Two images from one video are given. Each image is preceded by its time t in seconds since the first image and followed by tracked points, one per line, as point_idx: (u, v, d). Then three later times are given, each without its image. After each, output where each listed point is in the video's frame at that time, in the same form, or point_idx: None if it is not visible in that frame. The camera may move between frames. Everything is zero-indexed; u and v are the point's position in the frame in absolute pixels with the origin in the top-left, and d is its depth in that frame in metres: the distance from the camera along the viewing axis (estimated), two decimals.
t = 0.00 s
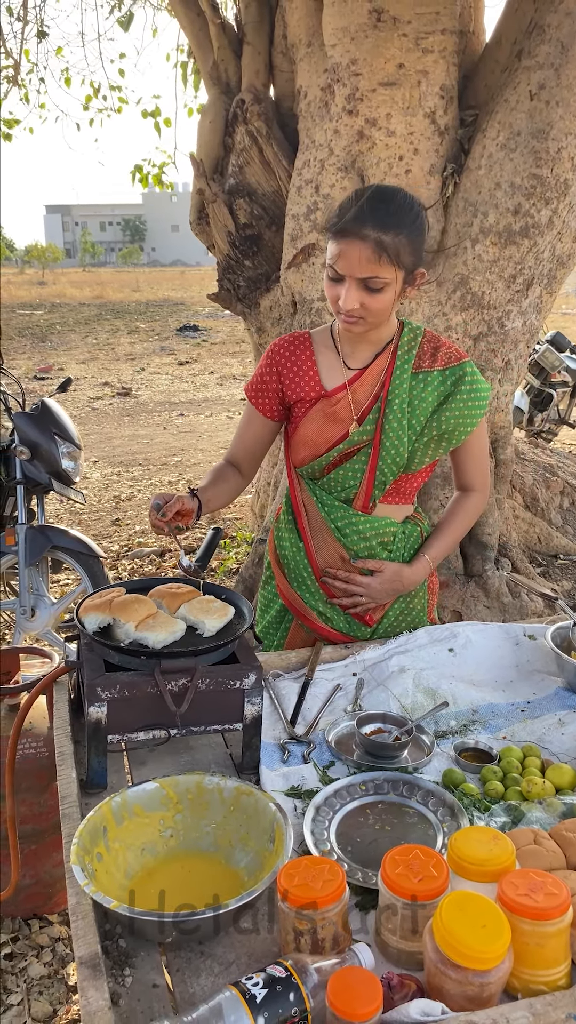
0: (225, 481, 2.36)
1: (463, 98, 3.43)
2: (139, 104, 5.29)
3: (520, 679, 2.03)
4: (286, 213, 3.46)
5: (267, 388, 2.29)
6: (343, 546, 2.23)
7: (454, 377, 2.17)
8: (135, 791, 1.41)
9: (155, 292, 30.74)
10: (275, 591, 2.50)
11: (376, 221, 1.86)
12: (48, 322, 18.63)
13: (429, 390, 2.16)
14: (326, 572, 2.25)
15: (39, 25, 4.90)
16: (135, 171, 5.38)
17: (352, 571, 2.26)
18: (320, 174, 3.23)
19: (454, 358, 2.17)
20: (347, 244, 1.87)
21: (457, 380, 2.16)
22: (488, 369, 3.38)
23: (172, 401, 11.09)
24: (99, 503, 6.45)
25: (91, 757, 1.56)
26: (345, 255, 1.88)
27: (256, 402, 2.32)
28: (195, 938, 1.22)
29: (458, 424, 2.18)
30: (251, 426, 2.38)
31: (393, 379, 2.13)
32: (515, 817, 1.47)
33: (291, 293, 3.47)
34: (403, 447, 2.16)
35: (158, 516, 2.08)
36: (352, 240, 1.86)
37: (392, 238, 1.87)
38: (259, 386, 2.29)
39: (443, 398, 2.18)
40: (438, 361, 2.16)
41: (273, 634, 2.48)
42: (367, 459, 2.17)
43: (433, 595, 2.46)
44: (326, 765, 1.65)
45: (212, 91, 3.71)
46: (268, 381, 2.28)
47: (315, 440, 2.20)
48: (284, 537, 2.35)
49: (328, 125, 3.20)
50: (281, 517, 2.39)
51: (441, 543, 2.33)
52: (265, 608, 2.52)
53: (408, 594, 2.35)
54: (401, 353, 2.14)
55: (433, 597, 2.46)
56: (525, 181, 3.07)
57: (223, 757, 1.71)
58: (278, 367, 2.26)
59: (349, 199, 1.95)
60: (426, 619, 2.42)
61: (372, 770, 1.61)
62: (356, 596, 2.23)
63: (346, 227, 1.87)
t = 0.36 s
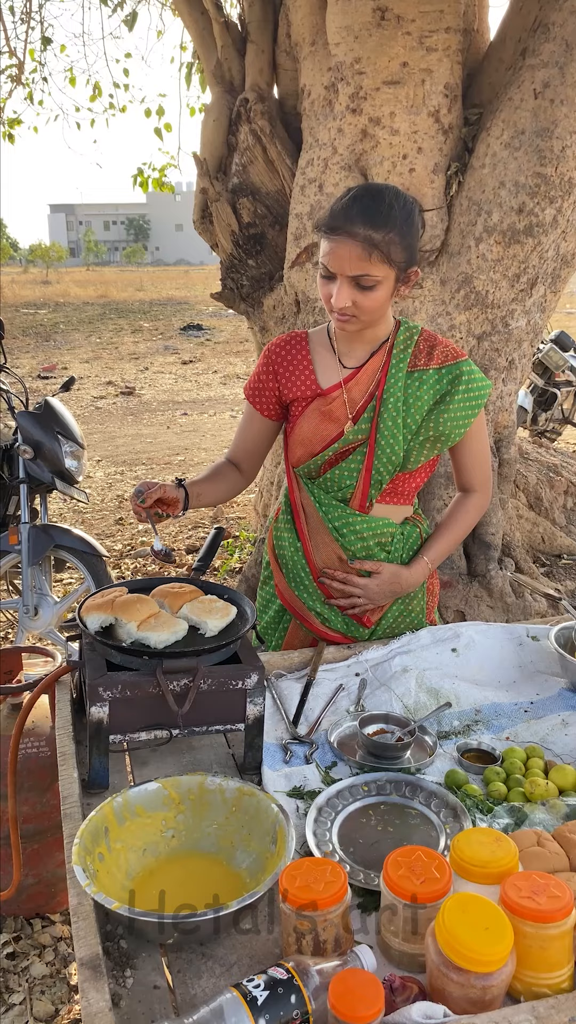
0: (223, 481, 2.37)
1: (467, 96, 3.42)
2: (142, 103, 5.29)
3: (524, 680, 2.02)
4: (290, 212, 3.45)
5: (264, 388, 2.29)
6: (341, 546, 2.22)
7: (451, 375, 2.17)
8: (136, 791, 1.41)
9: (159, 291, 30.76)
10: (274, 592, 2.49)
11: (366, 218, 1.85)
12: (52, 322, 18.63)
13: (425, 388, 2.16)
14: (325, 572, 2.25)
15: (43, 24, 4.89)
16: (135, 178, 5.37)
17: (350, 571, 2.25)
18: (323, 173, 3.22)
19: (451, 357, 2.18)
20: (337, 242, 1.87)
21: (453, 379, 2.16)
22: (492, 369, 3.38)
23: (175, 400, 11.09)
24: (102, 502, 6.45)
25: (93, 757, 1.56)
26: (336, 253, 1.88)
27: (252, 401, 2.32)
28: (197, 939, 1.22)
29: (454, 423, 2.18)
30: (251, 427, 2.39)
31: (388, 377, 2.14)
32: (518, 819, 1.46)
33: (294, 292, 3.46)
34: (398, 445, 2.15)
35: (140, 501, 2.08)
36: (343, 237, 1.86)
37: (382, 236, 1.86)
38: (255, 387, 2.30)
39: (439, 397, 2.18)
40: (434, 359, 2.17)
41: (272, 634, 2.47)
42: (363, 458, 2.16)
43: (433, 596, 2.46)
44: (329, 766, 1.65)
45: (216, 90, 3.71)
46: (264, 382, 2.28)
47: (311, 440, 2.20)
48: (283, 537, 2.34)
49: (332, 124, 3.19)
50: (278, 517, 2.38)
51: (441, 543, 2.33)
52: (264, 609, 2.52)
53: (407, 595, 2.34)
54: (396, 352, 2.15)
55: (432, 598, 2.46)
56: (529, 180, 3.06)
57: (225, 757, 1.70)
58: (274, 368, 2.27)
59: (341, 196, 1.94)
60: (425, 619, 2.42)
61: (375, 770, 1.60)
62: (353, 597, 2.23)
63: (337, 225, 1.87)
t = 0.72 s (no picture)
0: (210, 490, 2.34)
1: (471, 94, 3.41)
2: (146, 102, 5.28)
3: (527, 679, 2.02)
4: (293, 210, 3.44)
5: (255, 388, 2.27)
6: (339, 546, 2.22)
7: (442, 370, 2.16)
8: (140, 790, 1.41)
9: (161, 289, 30.76)
10: (272, 592, 2.48)
11: (353, 212, 1.85)
12: (56, 322, 18.65)
13: (417, 384, 2.15)
14: (324, 571, 2.24)
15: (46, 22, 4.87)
16: (142, 177, 5.37)
17: (348, 572, 2.25)
18: (327, 171, 3.22)
19: (441, 351, 2.17)
20: (324, 237, 1.86)
21: (445, 373, 2.15)
22: (495, 367, 3.38)
23: (178, 399, 11.08)
24: (104, 501, 6.46)
25: (96, 756, 1.55)
26: (324, 248, 1.87)
27: (242, 401, 2.30)
28: (200, 938, 1.21)
29: (447, 417, 2.17)
30: (238, 432, 2.37)
31: (380, 373, 2.13)
32: (522, 818, 1.46)
33: (297, 291, 3.46)
34: (393, 441, 2.15)
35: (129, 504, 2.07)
36: (330, 232, 1.86)
37: (370, 230, 1.86)
38: (245, 387, 2.28)
39: (431, 392, 2.17)
40: (424, 354, 2.17)
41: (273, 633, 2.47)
42: (357, 456, 2.16)
43: (432, 595, 2.45)
44: (332, 765, 1.65)
45: (219, 88, 3.70)
46: (254, 382, 2.26)
47: (305, 440, 2.19)
48: (279, 538, 2.33)
49: (335, 121, 3.18)
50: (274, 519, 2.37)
51: (437, 540, 2.33)
52: (263, 609, 2.50)
53: (405, 594, 2.34)
54: (387, 347, 2.15)
55: (431, 596, 2.45)
56: (533, 177, 3.05)
57: (228, 756, 1.70)
58: (265, 368, 2.25)
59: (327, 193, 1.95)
60: (424, 619, 2.41)
61: (378, 770, 1.60)
62: (352, 596, 2.23)
63: (325, 220, 1.86)
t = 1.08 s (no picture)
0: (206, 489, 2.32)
1: (475, 91, 3.40)
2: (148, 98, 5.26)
3: (533, 679, 2.01)
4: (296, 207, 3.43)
5: (252, 387, 2.26)
6: (339, 545, 2.21)
7: (439, 366, 2.15)
8: (145, 790, 1.40)
9: (163, 287, 30.74)
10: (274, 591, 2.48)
11: (346, 210, 1.85)
12: (58, 320, 18.63)
13: (414, 381, 2.14)
14: (326, 571, 2.24)
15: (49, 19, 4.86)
16: (149, 169, 5.35)
17: (349, 571, 2.24)
18: (330, 168, 3.20)
19: (440, 348, 2.16)
20: (317, 234, 1.86)
21: (443, 370, 2.15)
22: (499, 365, 3.37)
23: (179, 396, 11.07)
24: (106, 499, 6.45)
25: (101, 756, 1.55)
26: (317, 246, 1.87)
27: (240, 400, 2.29)
28: (205, 939, 1.21)
29: (446, 414, 2.17)
30: (237, 431, 2.35)
31: (377, 370, 2.13)
32: (528, 819, 1.46)
33: (301, 288, 3.45)
34: (391, 439, 2.14)
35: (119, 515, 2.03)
36: (323, 230, 1.85)
37: (363, 227, 1.86)
38: (244, 385, 2.27)
39: (429, 389, 2.17)
40: (422, 351, 2.16)
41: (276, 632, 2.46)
42: (356, 454, 2.15)
43: (432, 593, 2.45)
44: (337, 764, 1.64)
45: (222, 84, 3.68)
46: (253, 380, 2.26)
47: (303, 439, 2.18)
48: (280, 538, 2.32)
49: (339, 118, 3.17)
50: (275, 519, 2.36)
51: (438, 539, 2.32)
52: (265, 608, 2.50)
53: (407, 593, 2.34)
54: (383, 344, 2.14)
55: (432, 595, 2.45)
56: (538, 175, 3.04)
57: (233, 755, 1.70)
58: (263, 366, 2.24)
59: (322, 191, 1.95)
60: (426, 618, 2.41)
61: (383, 769, 1.60)
62: (353, 596, 2.22)
63: (318, 218, 1.86)
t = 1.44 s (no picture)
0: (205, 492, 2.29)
1: (477, 87, 3.38)
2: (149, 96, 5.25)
3: (535, 678, 2.01)
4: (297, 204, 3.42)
5: (250, 386, 2.26)
6: (339, 544, 2.20)
7: (437, 364, 2.15)
8: (146, 790, 1.40)
9: (163, 284, 30.71)
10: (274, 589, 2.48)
11: (342, 204, 1.84)
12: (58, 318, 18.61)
13: (412, 378, 2.14)
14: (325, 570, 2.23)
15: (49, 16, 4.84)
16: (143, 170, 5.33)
17: (349, 570, 2.24)
18: (332, 165, 3.19)
19: (437, 344, 2.16)
20: (313, 229, 1.85)
21: (441, 367, 2.14)
22: (501, 362, 3.37)
23: (181, 394, 11.06)
24: (107, 496, 6.44)
25: (102, 755, 1.54)
26: (311, 239, 1.86)
27: (238, 400, 2.29)
28: (206, 939, 1.21)
29: (443, 412, 2.16)
30: (237, 431, 2.33)
31: (375, 368, 2.12)
32: (531, 818, 1.45)
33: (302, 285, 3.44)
34: (389, 437, 2.13)
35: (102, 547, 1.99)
36: (318, 224, 1.85)
37: (358, 222, 1.85)
38: (242, 385, 2.27)
39: (426, 386, 2.16)
40: (420, 348, 2.15)
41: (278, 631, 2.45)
42: (355, 452, 2.14)
43: (433, 591, 2.44)
44: (339, 763, 1.64)
45: (223, 81, 3.67)
46: (252, 378, 2.25)
47: (301, 438, 2.17)
48: (279, 537, 2.32)
49: (340, 115, 3.16)
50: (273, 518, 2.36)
51: (436, 538, 2.31)
52: (266, 607, 2.49)
53: (407, 592, 2.33)
54: (381, 341, 2.13)
55: (433, 593, 2.44)
56: (540, 172, 3.03)
57: (234, 754, 1.69)
58: (262, 364, 2.23)
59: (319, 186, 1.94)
60: (427, 617, 2.40)
61: (385, 769, 1.59)
62: (354, 595, 2.22)
63: (314, 212, 1.86)
